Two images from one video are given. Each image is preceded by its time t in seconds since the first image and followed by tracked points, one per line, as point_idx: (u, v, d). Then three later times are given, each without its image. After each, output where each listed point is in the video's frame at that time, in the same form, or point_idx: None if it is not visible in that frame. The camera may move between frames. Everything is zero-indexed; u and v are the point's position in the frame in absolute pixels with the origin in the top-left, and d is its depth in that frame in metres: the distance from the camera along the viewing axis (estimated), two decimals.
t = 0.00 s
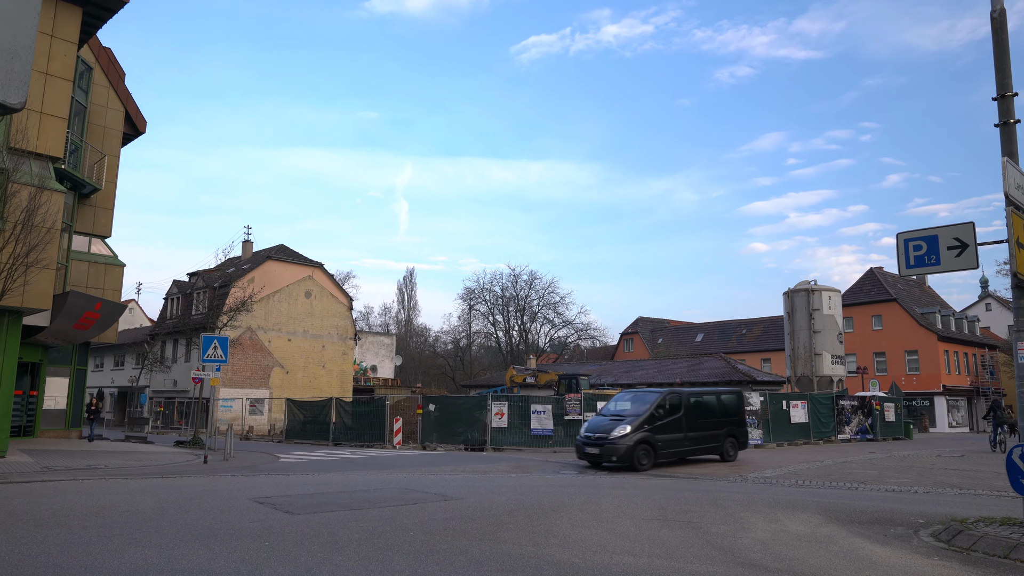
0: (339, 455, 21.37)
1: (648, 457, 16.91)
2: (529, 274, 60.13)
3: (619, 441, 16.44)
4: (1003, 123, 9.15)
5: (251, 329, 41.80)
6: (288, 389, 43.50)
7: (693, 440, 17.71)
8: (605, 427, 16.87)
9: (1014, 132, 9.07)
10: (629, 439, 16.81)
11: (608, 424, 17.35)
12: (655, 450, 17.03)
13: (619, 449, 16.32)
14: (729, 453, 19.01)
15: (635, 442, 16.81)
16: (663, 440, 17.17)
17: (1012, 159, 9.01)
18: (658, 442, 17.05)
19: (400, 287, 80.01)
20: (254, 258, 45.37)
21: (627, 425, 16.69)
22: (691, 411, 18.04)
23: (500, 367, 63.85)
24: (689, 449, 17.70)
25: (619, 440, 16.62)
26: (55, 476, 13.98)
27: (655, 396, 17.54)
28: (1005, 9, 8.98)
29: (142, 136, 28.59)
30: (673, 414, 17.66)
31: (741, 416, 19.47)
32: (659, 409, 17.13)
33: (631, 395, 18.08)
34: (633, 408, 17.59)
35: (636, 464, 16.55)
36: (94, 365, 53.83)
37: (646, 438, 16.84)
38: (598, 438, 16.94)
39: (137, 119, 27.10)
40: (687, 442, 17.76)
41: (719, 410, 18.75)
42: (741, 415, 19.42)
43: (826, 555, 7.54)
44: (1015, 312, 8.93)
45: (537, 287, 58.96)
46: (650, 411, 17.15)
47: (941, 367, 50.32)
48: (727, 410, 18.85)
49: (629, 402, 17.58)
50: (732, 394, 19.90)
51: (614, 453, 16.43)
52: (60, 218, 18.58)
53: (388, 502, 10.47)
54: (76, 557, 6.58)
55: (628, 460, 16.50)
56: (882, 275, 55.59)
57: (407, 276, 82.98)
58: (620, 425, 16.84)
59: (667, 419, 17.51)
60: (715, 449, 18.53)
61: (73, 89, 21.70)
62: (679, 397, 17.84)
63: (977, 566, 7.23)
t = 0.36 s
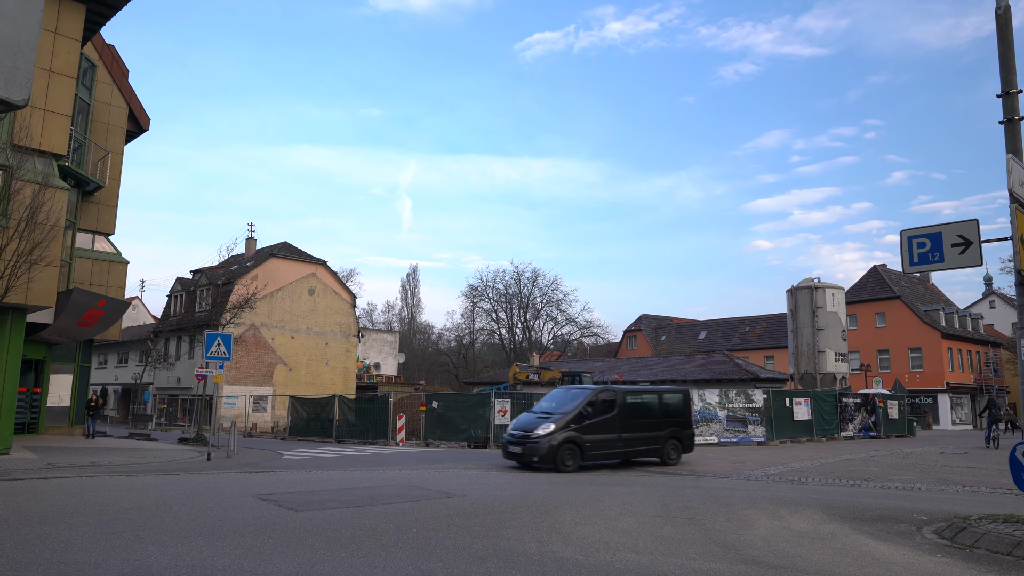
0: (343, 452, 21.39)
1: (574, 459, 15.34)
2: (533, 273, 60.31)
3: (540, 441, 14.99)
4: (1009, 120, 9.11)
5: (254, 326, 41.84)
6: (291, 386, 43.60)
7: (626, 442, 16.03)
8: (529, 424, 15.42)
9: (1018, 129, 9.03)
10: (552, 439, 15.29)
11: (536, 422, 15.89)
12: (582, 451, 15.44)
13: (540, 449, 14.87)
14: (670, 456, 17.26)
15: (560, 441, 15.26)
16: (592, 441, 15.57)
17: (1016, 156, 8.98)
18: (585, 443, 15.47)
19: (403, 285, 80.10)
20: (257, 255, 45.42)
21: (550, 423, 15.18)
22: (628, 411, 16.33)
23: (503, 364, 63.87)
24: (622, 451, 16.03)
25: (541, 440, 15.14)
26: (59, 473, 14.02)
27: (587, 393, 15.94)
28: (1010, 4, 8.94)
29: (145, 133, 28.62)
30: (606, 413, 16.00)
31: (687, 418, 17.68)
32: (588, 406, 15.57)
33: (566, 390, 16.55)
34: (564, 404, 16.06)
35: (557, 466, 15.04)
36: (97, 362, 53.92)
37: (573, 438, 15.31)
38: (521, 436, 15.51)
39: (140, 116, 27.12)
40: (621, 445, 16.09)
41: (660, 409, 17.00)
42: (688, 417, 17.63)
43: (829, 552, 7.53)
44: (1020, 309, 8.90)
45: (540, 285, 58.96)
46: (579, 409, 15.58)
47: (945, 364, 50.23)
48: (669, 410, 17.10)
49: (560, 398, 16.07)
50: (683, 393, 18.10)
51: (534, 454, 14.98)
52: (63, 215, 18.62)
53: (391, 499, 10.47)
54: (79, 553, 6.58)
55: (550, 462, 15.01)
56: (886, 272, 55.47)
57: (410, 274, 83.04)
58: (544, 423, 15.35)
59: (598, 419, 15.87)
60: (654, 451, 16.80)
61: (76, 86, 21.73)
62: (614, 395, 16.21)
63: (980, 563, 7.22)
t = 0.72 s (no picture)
0: (339, 450, 21.35)
1: (473, 455, 14.38)
2: (529, 269, 60.26)
3: (434, 435, 14.05)
4: (1003, 117, 9.13)
5: (250, 323, 41.77)
6: (287, 383, 43.55)
7: (533, 440, 15.05)
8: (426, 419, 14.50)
9: (1013, 126, 9.06)
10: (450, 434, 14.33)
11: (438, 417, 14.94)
12: (483, 448, 14.50)
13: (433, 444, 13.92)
14: (589, 457, 16.12)
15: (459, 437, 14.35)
16: (494, 437, 14.64)
17: (1010, 153, 9.01)
18: (485, 439, 14.48)
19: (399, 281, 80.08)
20: (253, 252, 45.33)
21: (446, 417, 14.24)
22: (537, 407, 15.39)
23: (500, 361, 63.90)
24: (528, 449, 15.02)
25: (438, 435, 14.19)
26: (55, 471, 14.00)
27: (492, 387, 15.04)
28: (1005, 1, 8.95)
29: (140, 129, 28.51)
30: (511, 409, 15.05)
31: (609, 416, 16.57)
32: (490, 399, 14.68)
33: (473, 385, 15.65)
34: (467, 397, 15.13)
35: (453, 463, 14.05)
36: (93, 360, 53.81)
37: (473, 433, 14.40)
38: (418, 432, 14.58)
39: (135, 113, 27.01)
40: (529, 442, 15.10)
41: (576, 407, 16.00)
42: (610, 416, 16.53)
43: (824, 547, 7.55)
44: (1013, 305, 8.94)
45: (536, 282, 58.94)
46: (481, 404, 14.72)
47: (940, 360, 50.41)
48: (585, 408, 16.06)
49: (466, 392, 15.19)
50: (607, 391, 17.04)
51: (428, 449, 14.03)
52: (58, 212, 18.54)
53: (388, 496, 10.48)
54: (74, 552, 6.56)
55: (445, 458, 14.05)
56: (881, 269, 55.58)
57: (406, 270, 82.98)
58: (441, 417, 14.40)
59: (502, 414, 14.93)
60: (569, 451, 15.74)
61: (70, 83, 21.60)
62: (523, 391, 15.31)
63: (974, 559, 7.26)
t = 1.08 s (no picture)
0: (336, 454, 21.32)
1: (356, 465, 13.18)
2: (526, 273, 60.32)
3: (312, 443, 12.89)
4: (998, 123, 9.16)
5: (247, 327, 41.72)
6: (284, 387, 43.43)
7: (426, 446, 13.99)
8: (305, 427, 13.36)
9: (1008, 131, 9.09)
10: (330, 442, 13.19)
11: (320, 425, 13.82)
12: (367, 456, 13.34)
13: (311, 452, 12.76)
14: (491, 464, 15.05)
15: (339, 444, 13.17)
16: (380, 444, 13.50)
17: (1006, 157, 9.04)
18: (371, 446, 13.37)
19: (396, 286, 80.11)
20: (250, 256, 45.32)
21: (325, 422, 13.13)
22: (428, 410, 14.36)
23: (497, 365, 63.85)
24: (420, 456, 13.95)
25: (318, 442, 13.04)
26: (51, 475, 13.95)
27: (380, 388, 14.01)
28: (1000, 7, 8.99)
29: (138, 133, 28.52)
30: (401, 413, 14.01)
31: (513, 419, 15.58)
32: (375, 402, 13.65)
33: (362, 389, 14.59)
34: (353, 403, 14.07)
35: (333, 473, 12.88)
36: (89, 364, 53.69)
37: (356, 440, 13.25)
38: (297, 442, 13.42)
39: (133, 116, 27.02)
40: (420, 449, 14.01)
41: (473, 410, 14.99)
42: (515, 418, 15.54)
43: (821, 552, 7.56)
44: (1010, 310, 8.96)
45: (534, 286, 58.97)
46: (365, 408, 13.63)
47: (937, 365, 50.47)
48: (485, 410, 15.09)
49: (351, 397, 14.14)
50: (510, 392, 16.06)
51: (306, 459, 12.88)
52: (55, 216, 18.50)
53: (385, 501, 10.45)
54: (70, 556, 6.56)
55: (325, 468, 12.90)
56: (878, 273, 55.65)
57: (404, 275, 83.00)
58: (319, 424, 13.28)
59: (391, 419, 13.86)
60: (468, 458, 14.68)
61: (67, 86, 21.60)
62: (414, 394, 14.31)
63: (971, 564, 7.26)
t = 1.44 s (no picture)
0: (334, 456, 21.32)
1: (208, 472, 11.58)
2: (524, 274, 60.33)
3: (157, 446, 11.28)
4: (997, 125, 9.19)
5: (245, 329, 41.71)
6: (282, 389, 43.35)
7: (295, 451, 12.36)
8: (152, 426, 11.71)
9: (1006, 133, 9.11)
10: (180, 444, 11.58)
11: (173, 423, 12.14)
12: (223, 461, 11.73)
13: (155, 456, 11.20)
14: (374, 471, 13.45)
15: (189, 448, 11.55)
16: (239, 448, 11.88)
17: (1004, 159, 9.07)
18: (227, 451, 11.75)
19: (395, 288, 80.09)
20: (248, 258, 45.28)
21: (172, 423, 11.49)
22: (299, 410, 12.68)
23: (496, 367, 63.83)
24: (287, 462, 12.34)
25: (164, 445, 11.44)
26: (50, 477, 13.95)
27: (243, 384, 12.32)
28: (998, 10, 9.02)
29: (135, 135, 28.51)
30: (267, 412, 12.35)
31: (404, 422, 13.92)
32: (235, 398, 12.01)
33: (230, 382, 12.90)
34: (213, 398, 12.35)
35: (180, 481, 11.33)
36: (87, 366, 53.60)
37: (211, 443, 11.63)
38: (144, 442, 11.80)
39: (131, 118, 27.01)
40: (287, 454, 12.37)
41: (355, 410, 13.31)
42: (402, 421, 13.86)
43: (820, 554, 7.57)
44: (1008, 311, 8.97)
45: (532, 288, 58.97)
46: (224, 407, 11.96)
47: (935, 367, 50.53)
48: (369, 411, 13.42)
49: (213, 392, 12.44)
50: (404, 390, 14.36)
51: (149, 463, 11.29)
52: (53, 218, 18.48)
53: (384, 502, 10.45)
54: (70, 557, 6.56)
55: (170, 474, 11.31)
56: (876, 275, 55.70)
57: (402, 276, 82.95)
58: (166, 424, 11.63)
59: (255, 419, 12.21)
60: (347, 465, 13.06)
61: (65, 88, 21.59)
62: (284, 392, 12.60)
63: (969, 566, 7.26)
